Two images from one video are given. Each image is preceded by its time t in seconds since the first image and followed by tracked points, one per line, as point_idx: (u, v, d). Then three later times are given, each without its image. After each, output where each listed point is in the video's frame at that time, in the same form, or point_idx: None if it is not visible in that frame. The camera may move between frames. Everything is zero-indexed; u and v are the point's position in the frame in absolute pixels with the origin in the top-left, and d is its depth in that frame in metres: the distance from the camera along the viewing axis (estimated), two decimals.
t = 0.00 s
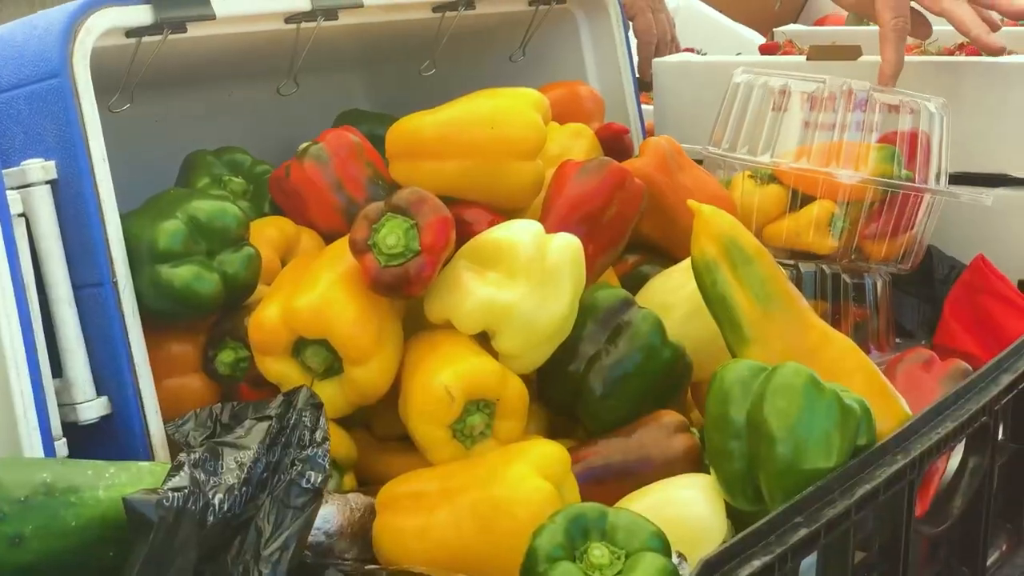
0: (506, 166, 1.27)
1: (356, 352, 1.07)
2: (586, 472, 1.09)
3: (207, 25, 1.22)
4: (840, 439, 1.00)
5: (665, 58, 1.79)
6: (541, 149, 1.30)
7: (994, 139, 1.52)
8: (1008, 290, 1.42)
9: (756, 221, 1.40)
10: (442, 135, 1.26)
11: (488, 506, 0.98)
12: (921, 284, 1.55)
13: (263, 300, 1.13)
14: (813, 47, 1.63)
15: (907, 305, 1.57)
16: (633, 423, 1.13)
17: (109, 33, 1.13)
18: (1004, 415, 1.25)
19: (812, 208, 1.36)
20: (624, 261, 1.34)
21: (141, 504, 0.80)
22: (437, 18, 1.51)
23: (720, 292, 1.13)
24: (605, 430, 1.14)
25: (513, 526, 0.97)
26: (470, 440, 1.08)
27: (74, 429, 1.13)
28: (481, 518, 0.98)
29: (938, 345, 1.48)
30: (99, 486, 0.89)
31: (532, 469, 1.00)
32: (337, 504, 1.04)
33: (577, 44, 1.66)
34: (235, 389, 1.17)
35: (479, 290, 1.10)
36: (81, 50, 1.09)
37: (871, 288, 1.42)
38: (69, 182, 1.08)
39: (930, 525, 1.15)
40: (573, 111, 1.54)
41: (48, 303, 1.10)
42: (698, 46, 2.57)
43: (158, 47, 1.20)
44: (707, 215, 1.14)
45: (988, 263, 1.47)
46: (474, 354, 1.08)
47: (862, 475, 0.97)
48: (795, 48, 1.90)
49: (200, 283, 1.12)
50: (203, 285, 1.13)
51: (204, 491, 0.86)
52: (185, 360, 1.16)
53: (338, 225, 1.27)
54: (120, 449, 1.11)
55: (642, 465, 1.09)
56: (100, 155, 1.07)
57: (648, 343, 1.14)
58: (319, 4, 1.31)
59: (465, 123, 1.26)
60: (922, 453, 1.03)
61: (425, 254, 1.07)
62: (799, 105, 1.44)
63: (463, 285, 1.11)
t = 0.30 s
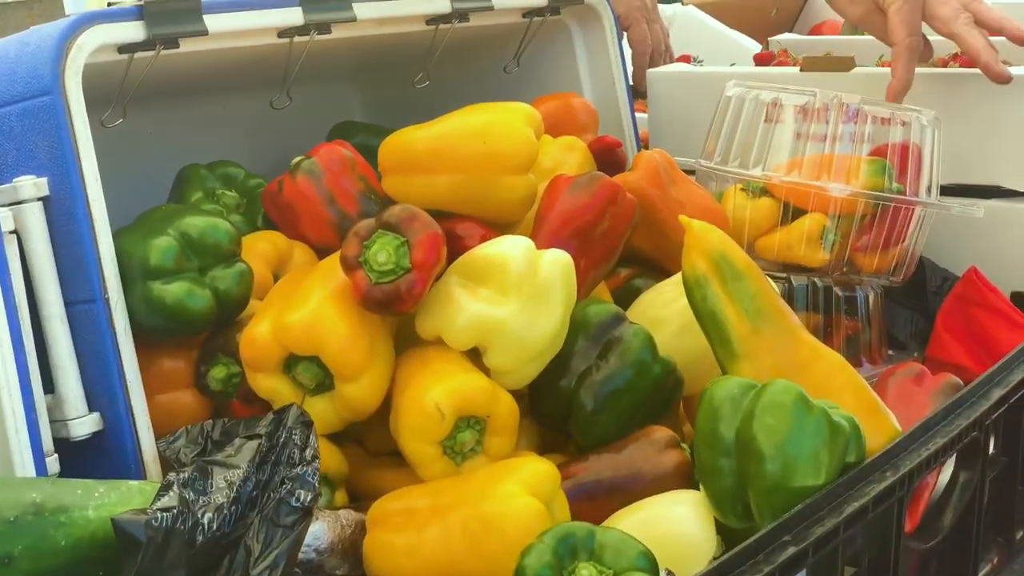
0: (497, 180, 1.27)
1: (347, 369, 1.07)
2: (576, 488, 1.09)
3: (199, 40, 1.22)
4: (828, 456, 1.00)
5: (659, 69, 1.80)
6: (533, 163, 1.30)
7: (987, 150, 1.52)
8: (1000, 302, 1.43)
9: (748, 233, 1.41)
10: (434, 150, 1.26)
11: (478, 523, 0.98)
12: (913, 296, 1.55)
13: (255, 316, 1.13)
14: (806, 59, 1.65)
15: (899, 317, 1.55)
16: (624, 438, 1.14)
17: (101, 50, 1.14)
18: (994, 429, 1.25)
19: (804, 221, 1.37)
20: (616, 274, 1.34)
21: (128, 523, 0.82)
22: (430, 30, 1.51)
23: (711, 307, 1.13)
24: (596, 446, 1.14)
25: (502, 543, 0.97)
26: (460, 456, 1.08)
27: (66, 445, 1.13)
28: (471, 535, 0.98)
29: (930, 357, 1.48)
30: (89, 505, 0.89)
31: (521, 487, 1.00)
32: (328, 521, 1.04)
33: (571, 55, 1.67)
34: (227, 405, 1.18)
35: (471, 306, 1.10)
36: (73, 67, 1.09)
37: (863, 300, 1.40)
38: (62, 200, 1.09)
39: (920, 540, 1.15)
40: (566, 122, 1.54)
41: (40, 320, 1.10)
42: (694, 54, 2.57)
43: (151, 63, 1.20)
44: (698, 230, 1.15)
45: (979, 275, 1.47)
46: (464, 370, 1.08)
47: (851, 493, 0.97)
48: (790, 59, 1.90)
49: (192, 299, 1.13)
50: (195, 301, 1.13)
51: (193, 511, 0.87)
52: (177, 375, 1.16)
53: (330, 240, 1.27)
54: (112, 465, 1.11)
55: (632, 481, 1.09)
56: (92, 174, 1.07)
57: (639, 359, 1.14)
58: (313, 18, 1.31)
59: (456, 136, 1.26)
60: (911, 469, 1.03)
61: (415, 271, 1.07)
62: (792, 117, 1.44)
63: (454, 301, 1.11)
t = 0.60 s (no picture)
0: (484, 199, 1.27)
1: (331, 390, 1.07)
2: (561, 507, 1.09)
3: (186, 59, 1.23)
4: (811, 477, 1.00)
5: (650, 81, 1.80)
6: (520, 181, 1.31)
7: (974, 165, 1.53)
8: (987, 317, 1.43)
9: (735, 249, 1.41)
10: (420, 168, 1.26)
11: (460, 544, 0.98)
12: (900, 310, 1.55)
13: (240, 337, 1.13)
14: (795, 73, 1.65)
15: (887, 331, 1.55)
16: (609, 457, 1.14)
17: (86, 69, 1.14)
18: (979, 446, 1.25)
19: (790, 237, 1.37)
20: (603, 290, 1.34)
21: (110, 548, 0.83)
22: (419, 45, 1.51)
23: (695, 327, 1.13)
24: (581, 465, 1.14)
25: (485, 565, 0.97)
26: (445, 476, 1.08)
27: (52, 465, 1.13)
28: (454, 557, 0.99)
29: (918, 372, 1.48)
30: (70, 529, 0.90)
31: (503, 509, 1.00)
32: (312, 542, 1.04)
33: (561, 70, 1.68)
34: (213, 424, 1.18)
35: (454, 326, 1.11)
36: (59, 88, 1.09)
37: (850, 316, 1.41)
38: (48, 220, 1.09)
39: (904, 559, 1.15)
40: (553, 139, 1.54)
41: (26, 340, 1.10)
42: (688, 64, 2.56)
43: (137, 81, 1.20)
44: (682, 250, 1.15)
45: (967, 290, 1.48)
46: (448, 390, 1.09)
47: (833, 515, 0.97)
48: (780, 71, 1.90)
49: (178, 318, 1.13)
50: (181, 321, 1.13)
51: (175, 535, 0.88)
52: (163, 394, 1.16)
53: (317, 257, 1.27)
54: (98, 484, 1.11)
55: (617, 500, 1.09)
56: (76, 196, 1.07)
57: (624, 378, 1.14)
58: (300, 35, 1.31)
59: (443, 154, 1.27)
60: (894, 490, 1.02)
61: (399, 291, 1.07)
62: (778, 132, 1.45)
63: (439, 320, 1.12)
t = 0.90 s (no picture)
0: (473, 214, 1.28)
1: (319, 409, 1.08)
2: (548, 525, 1.09)
3: (175, 75, 1.23)
4: (797, 496, 1.00)
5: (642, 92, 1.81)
6: (508, 197, 1.32)
7: (965, 178, 1.53)
8: (976, 330, 1.43)
9: (725, 263, 1.41)
10: (410, 184, 1.26)
11: (447, 564, 0.99)
12: (890, 323, 1.55)
13: (228, 354, 1.13)
14: (785, 85, 1.66)
15: (876, 344, 1.55)
16: (596, 475, 1.14)
17: (74, 87, 1.13)
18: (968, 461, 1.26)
19: (780, 251, 1.38)
20: (592, 305, 1.34)
21: (94, 570, 0.84)
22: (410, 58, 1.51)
23: (683, 343, 1.13)
24: (569, 482, 1.14)
25: None
26: (432, 494, 1.09)
27: (40, 482, 1.13)
28: None
29: (908, 386, 1.48)
30: (56, 551, 0.90)
31: (489, 528, 1.00)
32: (299, 560, 1.04)
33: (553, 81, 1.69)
34: (201, 441, 1.18)
35: (442, 344, 1.11)
36: (46, 105, 1.08)
37: (839, 330, 1.40)
38: (36, 238, 1.08)
39: None
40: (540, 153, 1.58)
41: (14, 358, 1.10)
42: (683, 70, 2.55)
43: (125, 98, 1.20)
44: (670, 266, 1.15)
45: (956, 302, 1.48)
46: (436, 408, 1.09)
47: (819, 534, 0.97)
48: (772, 81, 1.91)
49: (166, 336, 1.13)
50: (169, 338, 1.13)
51: (160, 557, 0.88)
52: (151, 411, 1.16)
53: (307, 273, 1.27)
54: (86, 501, 1.11)
55: (604, 518, 1.09)
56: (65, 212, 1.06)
57: (611, 395, 1.15)
58: (289, 50, 1.31)
59: (431, 169, 1.28)
60: (881, 508, 1.02)
61: (387, 309, 1.07)
62: (768, 144, 1.46)
63: (427, 338, 1.12)
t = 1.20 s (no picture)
0: (460, 231, 1.28)
1: (304, 428, 1.08)
2: (533, 545, 1.09)
3: (163, 93, 1.23)
4: (781, 518, 1.00)
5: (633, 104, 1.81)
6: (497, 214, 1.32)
7: (954, 192, 1.53)
8: (965, 344, 1.43)
9: (713, 278, 1.42)
10: (397, 201, 1.26)
11: None
12: (880, 336, 1.55)
13: (214, 373, 1.13)
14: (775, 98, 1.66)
15: (867, 358, 1.55)
16: (582, 493, 1.14)
17: (61, 106, 1.13)
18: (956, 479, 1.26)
19: (768, 267, 1.38)
20: (581, 321, 1.35)
21: None
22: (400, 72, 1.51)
23: (670, 362, 1.13)
24: (555, 501, 1.14)
25: None
26: (417, 514, 1.09)
27: (26, 501, 1.13)
28: None
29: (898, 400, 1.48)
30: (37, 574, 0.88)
31: (473, 549, 1.00)
32: None
33: (543, 93, 1.69)
34: (187, 459, 1.18)
35: (428, 363, 1.11)
36: (32, 125, 1.07)
37: (828, 344, 1.41)
38: (22, 257, 1.07)
39: None
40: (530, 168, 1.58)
41: None
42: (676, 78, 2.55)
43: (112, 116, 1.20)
44: (657, 284, 1.15)
45: (945, 316, 1.48)
46: (421, 428, 1.09)
47: (803, 555, 0.96)
48: (764, 92, 1.91)
49: (152, 355, 1.13)
50: (155, 357, 1.13)
51: None
52: (137, 429, 1.16)
53: (296, 290, 1.26)
54: (71, 520, 1.11)
55: (589, 537, 1.09)
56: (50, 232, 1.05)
57: (597, 414, 1.15)
58: (277, 66, 1.31)
59: (419, 186, 1.28)
60: (865, 528, 1.01)
61: (372, 329, 1.08)
62: (757, 158, 1.45)
63: (413, 357, 1.12)
